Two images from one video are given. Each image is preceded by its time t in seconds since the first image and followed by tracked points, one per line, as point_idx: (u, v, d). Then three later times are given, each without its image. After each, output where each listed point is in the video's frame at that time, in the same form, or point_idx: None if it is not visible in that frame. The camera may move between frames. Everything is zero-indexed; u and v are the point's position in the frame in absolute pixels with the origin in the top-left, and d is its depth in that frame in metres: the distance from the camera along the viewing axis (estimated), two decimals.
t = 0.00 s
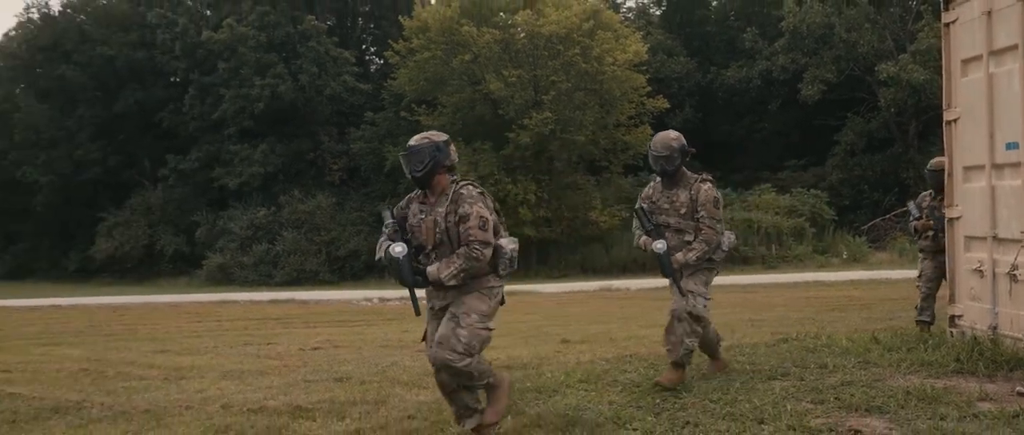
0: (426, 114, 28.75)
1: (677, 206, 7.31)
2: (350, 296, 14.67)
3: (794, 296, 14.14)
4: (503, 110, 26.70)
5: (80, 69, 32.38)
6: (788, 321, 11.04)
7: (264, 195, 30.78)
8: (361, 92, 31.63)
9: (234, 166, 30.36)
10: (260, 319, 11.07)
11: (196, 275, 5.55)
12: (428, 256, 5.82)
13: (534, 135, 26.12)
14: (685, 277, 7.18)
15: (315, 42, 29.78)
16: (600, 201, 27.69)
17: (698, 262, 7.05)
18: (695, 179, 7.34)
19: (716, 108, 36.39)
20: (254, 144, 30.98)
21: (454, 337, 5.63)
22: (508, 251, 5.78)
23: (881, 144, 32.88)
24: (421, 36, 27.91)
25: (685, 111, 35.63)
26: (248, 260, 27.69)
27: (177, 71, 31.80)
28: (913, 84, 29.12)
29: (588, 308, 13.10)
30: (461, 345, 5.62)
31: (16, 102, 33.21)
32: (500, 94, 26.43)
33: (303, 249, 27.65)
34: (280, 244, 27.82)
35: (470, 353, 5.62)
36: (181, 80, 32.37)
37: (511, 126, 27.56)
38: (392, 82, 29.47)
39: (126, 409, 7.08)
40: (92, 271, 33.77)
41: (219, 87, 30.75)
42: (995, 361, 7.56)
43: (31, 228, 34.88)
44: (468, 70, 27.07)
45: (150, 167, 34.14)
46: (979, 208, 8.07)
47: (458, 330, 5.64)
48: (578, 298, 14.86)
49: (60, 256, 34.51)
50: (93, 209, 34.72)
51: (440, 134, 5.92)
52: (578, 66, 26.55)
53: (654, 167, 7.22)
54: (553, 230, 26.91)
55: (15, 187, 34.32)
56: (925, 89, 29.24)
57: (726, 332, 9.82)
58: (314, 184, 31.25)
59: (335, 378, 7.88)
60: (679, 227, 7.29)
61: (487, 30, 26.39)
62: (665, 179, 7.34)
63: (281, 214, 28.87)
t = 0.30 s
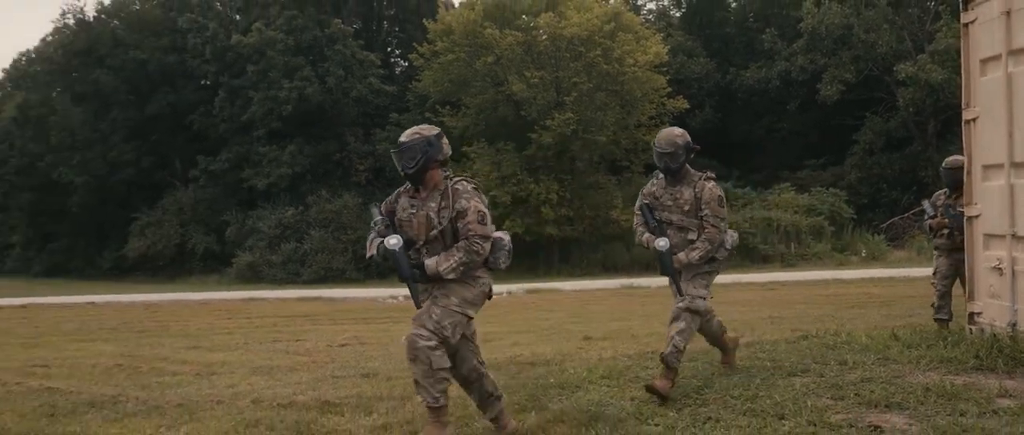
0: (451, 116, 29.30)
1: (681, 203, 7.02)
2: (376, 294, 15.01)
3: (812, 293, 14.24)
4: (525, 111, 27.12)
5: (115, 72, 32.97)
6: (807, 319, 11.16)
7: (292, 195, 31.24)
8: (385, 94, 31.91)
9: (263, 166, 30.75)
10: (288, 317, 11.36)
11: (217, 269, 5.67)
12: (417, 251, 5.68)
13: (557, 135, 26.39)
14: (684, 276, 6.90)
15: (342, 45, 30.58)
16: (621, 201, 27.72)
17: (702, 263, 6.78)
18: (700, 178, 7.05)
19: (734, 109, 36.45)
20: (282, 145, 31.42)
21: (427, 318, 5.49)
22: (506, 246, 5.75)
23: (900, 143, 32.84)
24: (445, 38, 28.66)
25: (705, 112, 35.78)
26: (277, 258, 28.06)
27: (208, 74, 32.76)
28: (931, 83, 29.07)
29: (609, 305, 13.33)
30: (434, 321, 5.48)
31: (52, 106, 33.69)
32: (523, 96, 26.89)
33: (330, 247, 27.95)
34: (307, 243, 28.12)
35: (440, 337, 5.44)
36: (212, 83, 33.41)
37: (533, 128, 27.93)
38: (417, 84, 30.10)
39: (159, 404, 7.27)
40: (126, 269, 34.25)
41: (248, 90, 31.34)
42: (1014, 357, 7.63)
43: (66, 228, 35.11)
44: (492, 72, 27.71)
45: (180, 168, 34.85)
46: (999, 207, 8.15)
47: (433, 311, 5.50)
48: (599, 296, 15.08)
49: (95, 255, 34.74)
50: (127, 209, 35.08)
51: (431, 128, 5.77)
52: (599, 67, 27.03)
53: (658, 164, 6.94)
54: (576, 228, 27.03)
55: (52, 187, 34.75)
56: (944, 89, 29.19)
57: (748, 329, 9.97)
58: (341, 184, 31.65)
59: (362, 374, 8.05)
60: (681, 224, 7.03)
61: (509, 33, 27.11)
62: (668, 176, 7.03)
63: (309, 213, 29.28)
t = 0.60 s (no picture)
0: (473, 116, 29.66)
1: (681, 209, 6.90)
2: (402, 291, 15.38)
3: (829, 290, 14.33)
4: (547, 112, 27.54)
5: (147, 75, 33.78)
6: (824, 314, 11.30)
7: (319, 195, 31.69)
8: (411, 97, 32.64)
9: (289, 167, 31.38)
10: (314, 313, 11.58)
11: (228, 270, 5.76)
12: (405, 244, 5.63)
13: (577, 135, 26.64)
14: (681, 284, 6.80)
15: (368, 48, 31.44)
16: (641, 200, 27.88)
17: (695, 269, 6.66)
18: (701, 183, 6.95)
19: (752, 109, 36.54)
20: (309, 145, 31.98)
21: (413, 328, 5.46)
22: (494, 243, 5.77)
23: (916, 142, 32.81)
24: (468, 41, 29.19)
25: (723, 112, 35.89)
26: (304, 256, 28.43)
27: (236, 77, 33.43)
28: (948, 83, 29.05)
29: (629, 302, 13.50)
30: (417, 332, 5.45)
31: (86, 108, 34.63)
32: (544, 97, 27.21)
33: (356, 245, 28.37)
34: (334, 242, 28.55)
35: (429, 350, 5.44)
36: (241, 85, 34.02)
37: (554, 128, 28.28)
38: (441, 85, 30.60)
39: (191, 398, 7.45)
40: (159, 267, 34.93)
41: (275, 92, 31.96)
42: None
43: (100, 227, 36.10)
44: (512, 73, 28.19)
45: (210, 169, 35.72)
46: (1015, 205, 8.24)
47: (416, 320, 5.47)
48: (620, 293, 15.25)
49: (127, 254, 35.72)
50: (160, 209, 35.84)
51: (421, 124, 5.77)
52: (619, 69, 27.29)
53: (659, 169, 6.84)
54: (596, 227, 27.07)
55: (85, 188, 35.80)
56: (960, 88, 29.15)
57: (767, 326, 10.13)
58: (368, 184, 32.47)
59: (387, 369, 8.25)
60: (680, 230, 6.89)
61: (530, 35, 27.52)
62: (669, 181, 6.93)
63: (335, 213, 29.79)
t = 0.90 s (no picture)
0: (497, 116, 29.96)
1: (681, 216, 6.79)
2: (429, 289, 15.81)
3: (850, 286, 14.42)
4: (569, 112, 27.84)
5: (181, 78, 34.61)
6: (841, 310, 11.44)
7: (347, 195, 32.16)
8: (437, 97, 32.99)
9: (318, 167, 31.77)
10: (343, 310, 11.82)
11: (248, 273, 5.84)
12: (389, 248, 5.50)
13: (599, 135, 26.82)
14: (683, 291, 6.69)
15: (394, 51, 31.92)
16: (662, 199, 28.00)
17: (687, 276, 6.56)
18: (702, 190, 6.82)
19: (771, 108, 36.60)
20: (337, 146, 32.49)
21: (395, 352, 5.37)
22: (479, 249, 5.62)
23: (934, 140, 32.76)
24: (491, 43, 29.62)
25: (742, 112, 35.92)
26: (332, 254, 28.78)
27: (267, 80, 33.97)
28: (966, 82, 28.98)
29: (650, 298, 13.68)
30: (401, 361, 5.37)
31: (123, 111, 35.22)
32: (566, 97, 27.55)
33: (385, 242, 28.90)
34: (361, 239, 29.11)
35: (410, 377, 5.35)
36: (270, 88, 34.67)
37: (576, 128, 28.57)
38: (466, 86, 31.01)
39: (225, 392, 7.66)
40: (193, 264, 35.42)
41: (305, 94, 32.62)
42: None
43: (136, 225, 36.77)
44: (535, 74, 28.58)
45: (241, 167, 36.50)
46: None
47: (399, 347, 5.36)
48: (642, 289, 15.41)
49: (162, 252, 36.54)
50: (193, 208, 36.69)
51: (413, 127, 5.67)
52: (640, 69, 27.43)
53: (658, 173, 6.70)
54: (617, 225, 27.18)
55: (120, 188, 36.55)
56: (979, 88, 29.07)
57: (787, 321, 10.28)
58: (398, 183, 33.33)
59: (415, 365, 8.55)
60: (680, 238, 6.76)
61: (553, 37, 27.90)
62: (669, 187, 6.81)
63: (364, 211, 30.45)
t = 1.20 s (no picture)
0: (522, 117, 30.32)
1: (677, 216, 6.78)
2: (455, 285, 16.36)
3: (869, 282, 14.57)
4: (592, 112, 28.04)
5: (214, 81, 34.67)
6: (859, 304, 11.63)
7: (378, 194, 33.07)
8: (461, 98, 33.48)
9: (348, 166, 32.62)
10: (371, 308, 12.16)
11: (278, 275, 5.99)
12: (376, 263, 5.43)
13: (621, 135, 27.06)
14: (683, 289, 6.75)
15: (422, 53, 32.37)
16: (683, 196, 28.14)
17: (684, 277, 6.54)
18: (699, 188, 6.83)
19: (790, 107, 36.71)
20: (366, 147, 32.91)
21: (392, 368, 5.26)
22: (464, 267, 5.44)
23: (952, 139, 32.74)
24: (516, 46, 30.01)
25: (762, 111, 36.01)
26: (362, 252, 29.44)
27: (299, 82, 34.16)
28: (984, 82, 28.96)
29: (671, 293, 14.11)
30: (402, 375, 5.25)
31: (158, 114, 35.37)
32: (588, 97, 27.84)
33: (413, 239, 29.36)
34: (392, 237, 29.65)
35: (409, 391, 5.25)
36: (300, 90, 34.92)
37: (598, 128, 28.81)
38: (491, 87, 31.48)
39: (258, 386, 7.89)
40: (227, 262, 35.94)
41: (335, 95, 32.95)
42: None
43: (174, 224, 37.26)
44: (558, 75, 28.98)
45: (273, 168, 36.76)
46: None
47: (397, 360, 5.26)
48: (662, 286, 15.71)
49: (197, 250, 36.92)
50: (227, 207, 36.90)
51: (400, 134, 5.50)
52: (661, 71, 27.65)
53: (654, 173, 6.75)
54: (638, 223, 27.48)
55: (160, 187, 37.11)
56: (998, 88, 29.04)
57: (805, 316, 10.52)
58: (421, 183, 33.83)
59: (443, 359, 8.84)
60: (676, 238, 6.77)
61: (576, 39, 28.19)
62: (666, 186, 6.84)
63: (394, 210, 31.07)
